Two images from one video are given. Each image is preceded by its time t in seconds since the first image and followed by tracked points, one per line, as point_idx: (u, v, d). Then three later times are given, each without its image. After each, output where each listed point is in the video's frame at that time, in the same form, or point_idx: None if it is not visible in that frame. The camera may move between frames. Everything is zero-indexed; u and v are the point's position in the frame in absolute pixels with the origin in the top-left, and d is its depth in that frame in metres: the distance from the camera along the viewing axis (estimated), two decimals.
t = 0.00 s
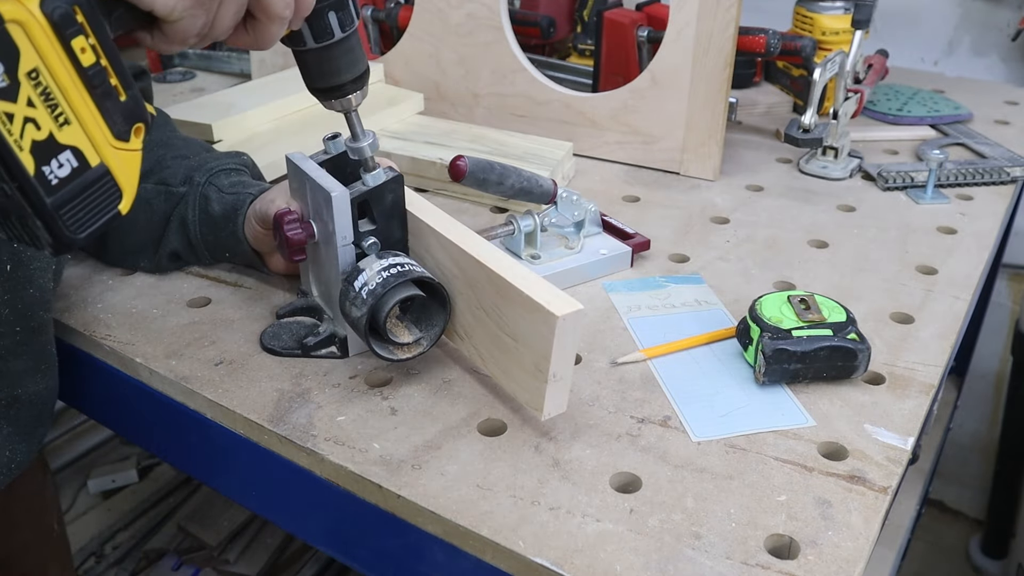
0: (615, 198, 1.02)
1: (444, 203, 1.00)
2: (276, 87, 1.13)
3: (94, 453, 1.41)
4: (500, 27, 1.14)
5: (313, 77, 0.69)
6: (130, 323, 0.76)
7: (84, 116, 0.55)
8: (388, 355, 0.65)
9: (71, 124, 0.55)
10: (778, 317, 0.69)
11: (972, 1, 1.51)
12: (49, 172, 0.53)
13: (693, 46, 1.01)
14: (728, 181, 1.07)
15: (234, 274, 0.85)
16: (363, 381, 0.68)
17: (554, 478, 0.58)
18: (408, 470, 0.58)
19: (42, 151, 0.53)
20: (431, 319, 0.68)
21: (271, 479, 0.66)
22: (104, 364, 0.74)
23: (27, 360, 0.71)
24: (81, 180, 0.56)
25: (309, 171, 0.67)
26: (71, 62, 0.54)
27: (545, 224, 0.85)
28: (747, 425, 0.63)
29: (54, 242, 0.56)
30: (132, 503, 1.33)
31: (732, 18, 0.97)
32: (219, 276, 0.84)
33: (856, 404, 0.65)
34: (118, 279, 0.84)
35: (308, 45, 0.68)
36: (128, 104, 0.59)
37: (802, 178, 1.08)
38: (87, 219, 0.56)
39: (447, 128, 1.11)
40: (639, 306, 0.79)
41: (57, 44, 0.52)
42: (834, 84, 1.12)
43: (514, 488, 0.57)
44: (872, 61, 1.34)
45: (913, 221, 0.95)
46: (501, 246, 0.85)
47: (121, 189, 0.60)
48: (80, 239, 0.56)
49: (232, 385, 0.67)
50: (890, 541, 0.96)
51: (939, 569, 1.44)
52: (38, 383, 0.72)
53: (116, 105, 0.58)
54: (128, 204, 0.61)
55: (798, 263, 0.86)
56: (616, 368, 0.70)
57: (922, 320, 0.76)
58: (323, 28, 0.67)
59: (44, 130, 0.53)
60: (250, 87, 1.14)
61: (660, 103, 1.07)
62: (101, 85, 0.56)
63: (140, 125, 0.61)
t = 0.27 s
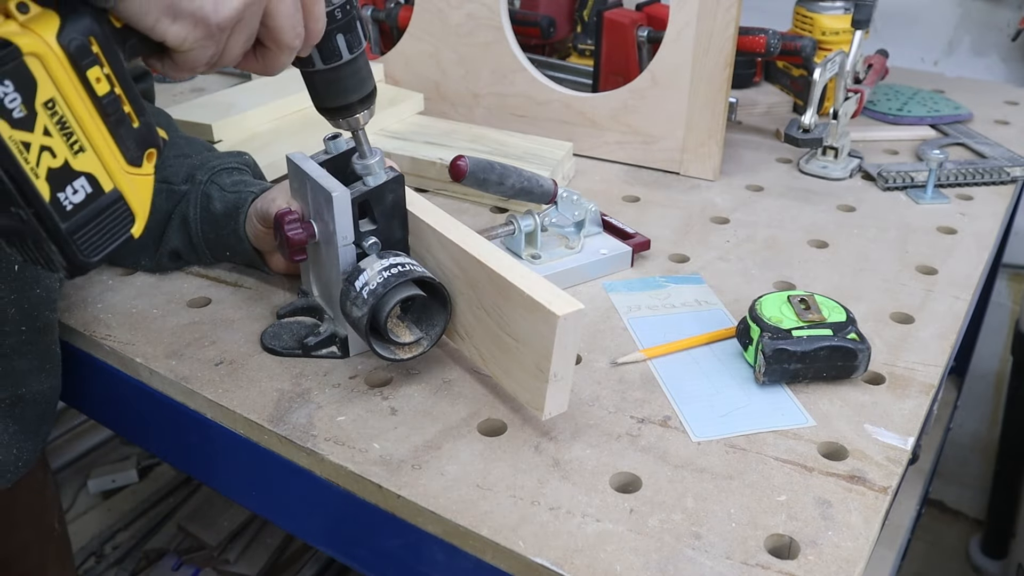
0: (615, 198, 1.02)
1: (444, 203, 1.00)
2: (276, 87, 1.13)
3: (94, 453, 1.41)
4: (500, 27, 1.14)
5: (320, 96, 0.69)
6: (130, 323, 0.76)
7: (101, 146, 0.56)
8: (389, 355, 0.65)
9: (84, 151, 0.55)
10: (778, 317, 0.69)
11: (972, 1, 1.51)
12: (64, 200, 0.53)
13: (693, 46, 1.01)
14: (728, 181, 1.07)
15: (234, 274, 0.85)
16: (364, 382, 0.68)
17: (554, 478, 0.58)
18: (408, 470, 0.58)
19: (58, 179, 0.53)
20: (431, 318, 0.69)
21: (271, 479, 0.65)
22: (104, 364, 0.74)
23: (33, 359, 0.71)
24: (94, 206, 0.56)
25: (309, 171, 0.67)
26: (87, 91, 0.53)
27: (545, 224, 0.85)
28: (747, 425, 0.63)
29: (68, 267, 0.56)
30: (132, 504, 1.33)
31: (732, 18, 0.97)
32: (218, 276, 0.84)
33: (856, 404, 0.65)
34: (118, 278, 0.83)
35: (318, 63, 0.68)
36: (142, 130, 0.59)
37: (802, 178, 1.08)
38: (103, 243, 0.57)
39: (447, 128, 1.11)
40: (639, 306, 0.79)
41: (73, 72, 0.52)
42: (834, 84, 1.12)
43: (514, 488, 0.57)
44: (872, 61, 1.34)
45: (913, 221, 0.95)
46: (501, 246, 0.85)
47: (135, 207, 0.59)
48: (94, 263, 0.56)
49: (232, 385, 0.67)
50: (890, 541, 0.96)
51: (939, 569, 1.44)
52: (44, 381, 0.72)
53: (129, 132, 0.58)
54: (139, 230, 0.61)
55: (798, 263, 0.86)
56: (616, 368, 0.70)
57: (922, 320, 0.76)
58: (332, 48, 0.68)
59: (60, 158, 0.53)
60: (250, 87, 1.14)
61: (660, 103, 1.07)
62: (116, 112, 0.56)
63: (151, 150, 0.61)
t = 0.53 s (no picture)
0: (615, 198, 1.02)
1: (444, 203, 1.00)
2: (276, 88, 1.13)
3: (94, 453, 1.41)
4: (500, 27, 1.14)
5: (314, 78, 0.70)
6: (130, 323, 0.76)
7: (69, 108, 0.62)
8: (389, 355, 0.65)
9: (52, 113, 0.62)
10: (778, 317, 0.69)
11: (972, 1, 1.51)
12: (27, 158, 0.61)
13: (693, 46, 1.01)
14: (728, 181, 1.07)
15: (234, 274, 0.85)
16: (363, 382, 0.68)
17: (555, 478, 0.58)
18: (408, 470, 0.58)
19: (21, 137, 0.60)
20: (431, 318, 0.69)
21: (271, 479, 0.65)
22: (104, 364, 0.74)
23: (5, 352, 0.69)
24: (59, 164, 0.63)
25: (310, 172, 0.67)
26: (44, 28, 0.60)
27: (547, 225, 0.85)
28: (747, 426, 0.63)
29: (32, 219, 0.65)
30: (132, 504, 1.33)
31: (732, 18, 0.97)
32: (218, 276, 0.84)
33: (856, 404, 0.65)
34: (117, 279, 0.84)
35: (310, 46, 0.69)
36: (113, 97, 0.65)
37: (802, 178, 1.08)
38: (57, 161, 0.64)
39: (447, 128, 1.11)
40: (639, 306, 0.79)
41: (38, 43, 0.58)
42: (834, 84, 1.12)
43: (514, 488, 0.57)
44: (872, 61, 1.34)
45: (913, 221, 0.95)
46: (503, 247, 0.85)
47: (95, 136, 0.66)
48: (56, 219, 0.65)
49: (232, 385, 0.67)
50: (890, 541, 0.96)
51: (939, 569, 1.44)
52: (20, 374, 0.71)
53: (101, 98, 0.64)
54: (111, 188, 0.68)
55: (798, 263, 0.86)
56: (616, 368, 0.70)
57: (922, 320, 0.76)
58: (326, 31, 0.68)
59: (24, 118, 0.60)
60: (250, 87, 1.13)
61: (660, 103, 1.07)
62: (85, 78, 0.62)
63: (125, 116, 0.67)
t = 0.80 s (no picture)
0: (615, 198, 1.02)
1: (444, 203, 1.00)
2: (276, 87, 1.13)
3: (94, 453, 1.41)
4: (500, 27, 1.14)
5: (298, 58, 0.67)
6: (130, 323, 0.76)
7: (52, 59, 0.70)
8: (388, 355, 0.65)
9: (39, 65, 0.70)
10: (778, 317, 0.69)
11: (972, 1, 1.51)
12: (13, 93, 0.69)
13: (693, 46, 1.01)
14: (728, 180, 1.07)
15: (234, 274, 0.85)
16: (363, 382, 0.68)
17: (555, 478, 0.58)
18: (408, 470, 0.58)
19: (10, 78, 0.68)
20: (431, 318, 0.69)
21: (271, 478, 0.65)
22: (104, 364, 0.74)
23: (13, 341, 0.69)
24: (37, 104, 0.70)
25: (310, 172, 0.67)
26: None
27: (547, 225, 0.85)
28: (747, 426, 0.63)
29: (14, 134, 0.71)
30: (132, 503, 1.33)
31: (732, 18, 0.97)
32: (219, 276, 0.84)
33: (856, 404, 0.65)
34: (117, 280, 0.84)
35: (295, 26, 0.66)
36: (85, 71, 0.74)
37: (802, 178, 1.08)
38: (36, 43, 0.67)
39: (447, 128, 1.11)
40: (639, 306, 0.79)
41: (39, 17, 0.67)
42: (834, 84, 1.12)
43: (514, 488, 0.57)
44: (872, 61, 1.34)
45: (913, 221, 0.95)
46: (503, 247, 0.85)
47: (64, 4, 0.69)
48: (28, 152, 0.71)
49: (232, 385, 0.67)
50: (890, 541, 0.96)
51: (938, 569, 1.44)
52: (28, 365, 0.71)
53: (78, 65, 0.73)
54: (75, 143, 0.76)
55: (798, 263, 0.86)
56: (616, 368, 0.70)
57: (922, 320, 0.76)
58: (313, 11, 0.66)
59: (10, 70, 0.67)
60: (250, 87, 1.13)
61: (660, 103, 1.07)
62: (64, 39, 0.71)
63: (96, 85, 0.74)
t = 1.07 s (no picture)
0: (615, 198, 1.02)
1: (444, 203, 1.00)
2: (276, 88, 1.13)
3: (94, 453, 1.41)
4: (500, 27, 1.14)
5: (269, 28, 0.63)
6: (130, 323, 0.76)
7: (92, 37, 0.73)
8: (388, 355, 0.65)
9: (79, 42, 0.72)
10: (778, 317, 0.69)
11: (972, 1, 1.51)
12: (62, 84, 0.69)
13: (693, 46, 1.01)
14: (728, 181, 1.07)
15: (234, 274, 0.85)
16: (363, 382, 0.68)
17: (555, 478, 0.58)
18: (408, 470, 0.58)
19: (57, 63, 0.69)
20: (431, 318, 0.69)
21: (271, 478, 0.65)
22: (104, 364, 0.74)
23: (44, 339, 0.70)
24: (88, 92, 0.73)
25: (310, 172, 0.67)
26: None
27: (547, 225, 0.85)
28: (747, 426, 0.63)
29: (70, 147, 0.73)
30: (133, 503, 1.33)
31: (732, 18, 0.97)
32: (219, 276, 0.84)
33: (856, 404, 0.65)
34: (117, 279, 0.84)
35: None
36: (124, 31, 0.78)
37: (802, 178, 1.08)
38: (97, 131, 0.74)
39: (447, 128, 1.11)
40: (639, 306, 0.79)
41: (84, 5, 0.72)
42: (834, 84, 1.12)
43: (514, 488, 0.57)
44: (872, 61, 1.34)
45: (913, 221, 0.95)
46: (503, 247, 0.85)
47: (122, 105, 0.78)
48: (92, 145, 0.74)
49: (232, 385, 0.67)
50: (890, 541, 0.96)
51: (938, 569, 1.44)
52: (54, 362, 0.72)
53: (114, 31, 0.77)
54: (128, 121, 0.79)
55: (798, 263, 0.86)
56: (616, 368, 0.70)
57: (922, 320, 0.76)
58: None
59: (57, 43, 0.68)
60: (250, 87, 1.13)
61: (660, 103, 1.07)
62: (102, 11, 0.74)
63: (133, 51, 0.80)
